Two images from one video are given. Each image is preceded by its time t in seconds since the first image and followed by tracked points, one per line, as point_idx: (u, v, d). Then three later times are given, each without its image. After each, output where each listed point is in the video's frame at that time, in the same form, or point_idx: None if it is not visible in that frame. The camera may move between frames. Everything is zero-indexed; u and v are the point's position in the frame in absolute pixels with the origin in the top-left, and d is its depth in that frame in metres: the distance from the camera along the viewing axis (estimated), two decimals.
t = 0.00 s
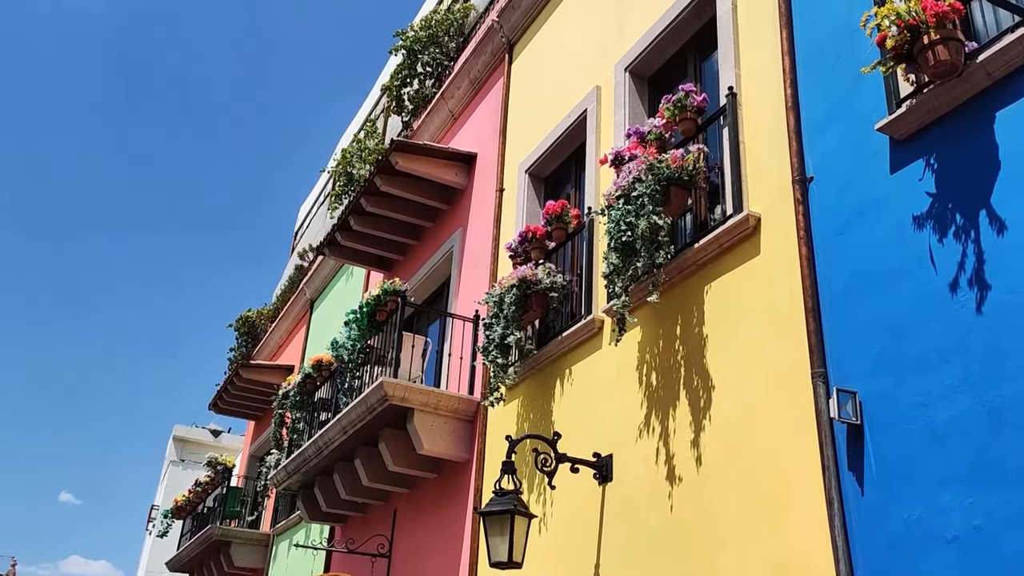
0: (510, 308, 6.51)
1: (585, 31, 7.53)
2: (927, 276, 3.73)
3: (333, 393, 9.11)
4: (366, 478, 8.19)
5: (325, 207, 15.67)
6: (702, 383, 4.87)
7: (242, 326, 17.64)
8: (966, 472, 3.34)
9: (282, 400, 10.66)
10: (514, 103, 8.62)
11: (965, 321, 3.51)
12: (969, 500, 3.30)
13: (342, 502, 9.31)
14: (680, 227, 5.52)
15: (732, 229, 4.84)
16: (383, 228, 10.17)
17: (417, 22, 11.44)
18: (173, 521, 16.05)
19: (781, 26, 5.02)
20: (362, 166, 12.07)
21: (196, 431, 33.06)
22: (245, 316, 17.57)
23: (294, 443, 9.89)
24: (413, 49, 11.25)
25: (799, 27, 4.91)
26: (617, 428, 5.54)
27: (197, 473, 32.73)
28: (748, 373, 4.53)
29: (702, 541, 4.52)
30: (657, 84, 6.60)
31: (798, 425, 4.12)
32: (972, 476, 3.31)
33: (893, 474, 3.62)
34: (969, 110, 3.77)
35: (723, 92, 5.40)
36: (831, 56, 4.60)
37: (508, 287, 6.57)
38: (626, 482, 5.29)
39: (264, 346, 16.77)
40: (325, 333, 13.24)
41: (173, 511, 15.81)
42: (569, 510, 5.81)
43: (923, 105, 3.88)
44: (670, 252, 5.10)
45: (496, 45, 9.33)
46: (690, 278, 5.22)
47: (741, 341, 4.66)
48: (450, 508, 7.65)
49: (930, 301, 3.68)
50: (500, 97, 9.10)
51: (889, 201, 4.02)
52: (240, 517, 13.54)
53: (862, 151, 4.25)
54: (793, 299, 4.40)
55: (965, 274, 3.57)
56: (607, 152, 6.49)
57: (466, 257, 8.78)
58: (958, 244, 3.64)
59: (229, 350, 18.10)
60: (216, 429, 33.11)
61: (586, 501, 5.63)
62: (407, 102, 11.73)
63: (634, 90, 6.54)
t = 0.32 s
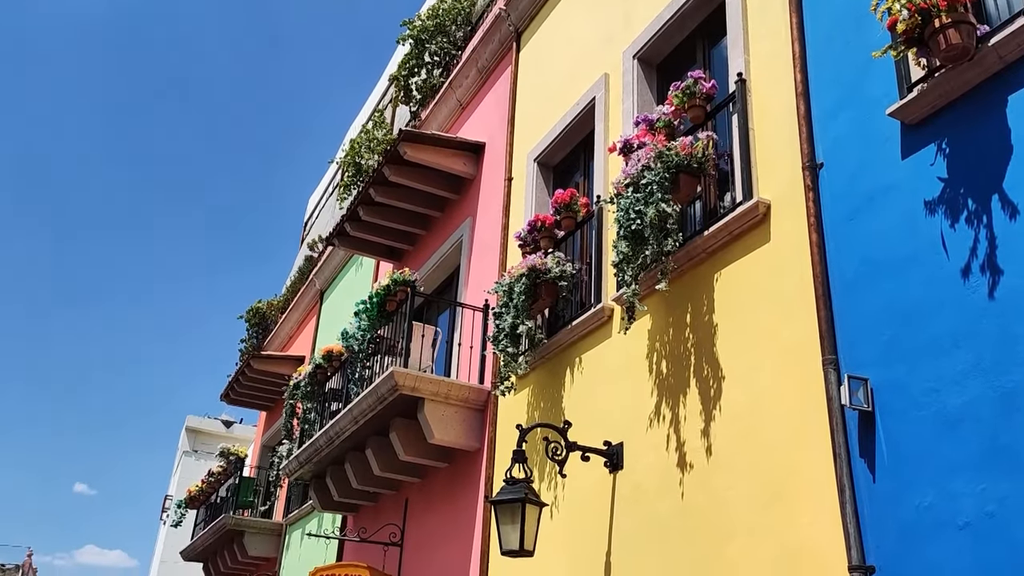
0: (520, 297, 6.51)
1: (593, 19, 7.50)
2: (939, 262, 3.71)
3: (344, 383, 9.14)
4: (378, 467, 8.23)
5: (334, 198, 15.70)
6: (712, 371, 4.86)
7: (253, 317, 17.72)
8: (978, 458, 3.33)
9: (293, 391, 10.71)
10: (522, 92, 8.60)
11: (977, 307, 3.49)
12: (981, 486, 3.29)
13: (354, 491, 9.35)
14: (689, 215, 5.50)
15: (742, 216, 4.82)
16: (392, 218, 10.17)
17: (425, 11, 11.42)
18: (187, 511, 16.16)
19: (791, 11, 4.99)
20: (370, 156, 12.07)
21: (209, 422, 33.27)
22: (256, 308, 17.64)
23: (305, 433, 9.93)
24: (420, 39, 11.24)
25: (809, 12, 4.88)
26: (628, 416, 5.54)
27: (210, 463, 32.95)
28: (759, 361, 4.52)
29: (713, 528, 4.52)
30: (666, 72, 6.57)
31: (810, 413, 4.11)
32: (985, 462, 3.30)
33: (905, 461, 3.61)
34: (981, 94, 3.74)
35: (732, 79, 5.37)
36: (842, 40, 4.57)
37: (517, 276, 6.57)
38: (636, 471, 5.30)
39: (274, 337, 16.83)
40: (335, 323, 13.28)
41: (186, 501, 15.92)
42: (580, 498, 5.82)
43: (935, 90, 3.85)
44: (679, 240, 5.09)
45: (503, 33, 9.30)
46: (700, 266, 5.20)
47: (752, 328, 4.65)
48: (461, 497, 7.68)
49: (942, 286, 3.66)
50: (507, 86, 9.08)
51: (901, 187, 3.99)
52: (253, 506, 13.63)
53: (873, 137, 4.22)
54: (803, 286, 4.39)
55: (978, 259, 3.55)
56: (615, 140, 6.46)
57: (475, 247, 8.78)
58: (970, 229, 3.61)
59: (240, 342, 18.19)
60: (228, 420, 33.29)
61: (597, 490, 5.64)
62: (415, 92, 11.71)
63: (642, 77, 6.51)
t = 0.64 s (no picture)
0: (528, 288, 6.50)
1: (600, 7, 7.47)
2: (949, 249, 3.69)
3: (353, 374, 9.17)
4: (387, 458, 8.25)
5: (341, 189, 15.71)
6: (720, 360, 4.86)
7: (262, 309, 17.76)
8: (989, 445, 3.32)
9: (302, 382, 10.74)
10: (529, 82, 8.57)
11: (988, 294, 3.47)
12: (991, 474, 3.28)
13: (363, 482, 9.39)
14: (697, 204, 5.47)
15: (750, 204, 4.81)
16: (399, 210, 10.17)
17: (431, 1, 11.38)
18: (198, 502, 16.25)
19: None
20: (377, 147, 12.06)
21: (219, 414, 33.46)
22: (264, 300, 17.69)
23: (315, 424, 9.97)
24: (426, 29, 11.21)
25: None
26: (637, 406, 5.54)
27: (221, 454, 33.11)
28: (768, 350, 4.52)
29: (723, 517, 4.53)
30: (673, 60, 6.53)
31: (819, 401, 4.10)
32: (995, 449, 3.29)
33: (916, 448, 3.60)
34: (991, 80, 3.71)
35: (740, 66, 5.34)
36: (851, 26, 4.53)
37: (525, 266, 6.56)
38: (645, 460, 5.30)
39: (283, 329, 16.87)
40: (343, 315, 13.30)
41: (197, 492, 16.01)
42: (589, 488, 5.83)
43: (945, 75, 3.82)
44: (687, 229, 5.07)
45: (510, 23, 9.27)
46: (709, 255, 5.19)
47: (761, 317, 4.64)
48: (470, 488, 7.70)
49: (952, 273, 3.64)
50: (514, 75, 9.06)
51: (911, 174, 3.96)
52: (264, 497, 13.70)
53: (882, 123, 4.19)
54: (812, 274, 4.37)
55: (989, 246, 3.52)
56: (622, 129, 6.44)
57: (483, 238, 8.77)
58: (981, 215, 3.59)
59: (249, 333, 18.24)
60: (237, 411, 33.43)
61: (606, 479, 5.65)
62: (421, 83, 11.69)
63: (649, 66, 6.48)
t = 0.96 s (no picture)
0: (536, 277, 6.50)
1: None
2: (959, 235, 3.67)
3: (362, 364, 9.19)
4: (397, 448, 8.28)
5: (348, 180, 15.72)
6: (729, 347, 4.86)
7: (270, 300, 17.82)
8: (999, 432, 3.31)
9: (311, 372, 10.78)
10: (536, 71, 8.54)
11: (998, 279, 3.45)
12: (1001, 460, 3.27)
13: (373, 472, 9.43)
14: (705, 191, 5.46)
15: (758, 192, 4.79)
16: (407, 200, 10.17)
17: None
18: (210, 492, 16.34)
19: None
20: (384, 137, 12.05)
21: (229, 404, 33.63)
22: (273, 291, 17.75)
23: (325, 414, 10.01)
24: (432, 19, 11.18)
25: None
26: (646, 394, 5.54)
27: (231, 445, 33.30)
28: (777, 337, 4.51)
29: (732, 504, 4.54)
30: (680, 47, 6.50)
31: (828, 388, 4.10)
32: (1005, 435, 3.28)
33: (925, 435, 3.59)
34: (1001, 64, 3.68)
35: (747, 53, 5.32)
36: (859, 11, 4.50)
37: (533, 255, 6.55)
38: (654, 448, 5.31)
39: (292, 320, 16.92)
40: (352, 305, 13.33)
41: (209, 483, 16.10)
42: (598, 477, 5.85)
43: (954, 60, 3.79)
44: (696, 217, 5.04)
45: (515, 11, 9.23)
46: (717, 242, 5.18)
47: (769, 303, 4.63)
48: (480, 477, 7.72)
49: (962, 259, 3.63)
50: (520, 64, 9.02)
51: (920, 159, 3.94)
52: (274, 487, 13.76)
53: (891, 109, 4.17)
54: (821, 261, 4.36)
55: (999, 232, 3.51)
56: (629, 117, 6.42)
57: (490, 227, 8.77)
58: (991, 201, 3.57)
59: (258, 324, 18.32)
60: (247, 402, 33.58)
61: (615, 468, 5.66)
62: (427, 72, 11.66)
63: (656, 53, 6.44)
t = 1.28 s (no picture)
0: (542, 267, 6.50)
1: None
2: (966, 221, 3.65)
3: (369, 355, 9.22)
4: (405, 438, 8.31)
5: (354, 171, 15.72)
6: (736, 336, 4.85)
7: (278, 291, 17.87)
8: (1007, 419, 3.30)
9: (319, 363, 10.81)
10: (541, 61, 8.52)
11: (1006, 266, 3.44)
12: (1009, 447, 3.27)
13: (381, 462, 9.47)
14: (711, 180, 5.45)
15: (764, 180, 4.78)
16: (412, 190, 10.17)
17: None
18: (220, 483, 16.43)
19: None
20: (390, 128, 12.04)
21: (238, 396, 33.80)
22: (280, 282, 17.80)
23: (333, 405, 10.05)
24: (437, 9, 11.15)
25: None
26: (652, 383, 5.55)
27: (240, 435, 33.47)
28: (784, 325, 4.51)
29: (739, 492, 4.55)
30: (686, 35, 6.47)
31: (835, 377, 4.10)
32: (1013, 423, 3.27)
33: (932, 422, 3.59)
34: (1009, 50, 3.65)
35: (753, 41, 5.30)
36: None
37: (539, 246, 6.56)
38: (661, 437, 5.32)
39: (299, 311, 16.96)
40: (359, 296, 13.36)
41: (218, 473, 16.19)
42: (605, 465, 5.87)
43: (962, 46, 3.76)
44: (702, 206, 5.05)
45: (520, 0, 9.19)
46: (723, 231, 5.17)
47: (776, 291, 4.62)
48: (487, 466, 7.75)
49: (969, 246, 3.61)
50: (526, 53, 9.00)
51: (927, 146, 3.92)
52: (283, 477, 13.84)
53: (898, 95, 4.14)
54: (828, 248, 4.35)
55: (1007, 218, 3.49)
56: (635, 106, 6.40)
57: (497, 218, 8.76)
58: (998, 187, 3.55)
59: (266, 315, 18.38)
60: (256, 393, 33.73)
61: (623, 457, 5.68)
62: (433, 63, 11.63)
63: (662, 41, 6.42)
